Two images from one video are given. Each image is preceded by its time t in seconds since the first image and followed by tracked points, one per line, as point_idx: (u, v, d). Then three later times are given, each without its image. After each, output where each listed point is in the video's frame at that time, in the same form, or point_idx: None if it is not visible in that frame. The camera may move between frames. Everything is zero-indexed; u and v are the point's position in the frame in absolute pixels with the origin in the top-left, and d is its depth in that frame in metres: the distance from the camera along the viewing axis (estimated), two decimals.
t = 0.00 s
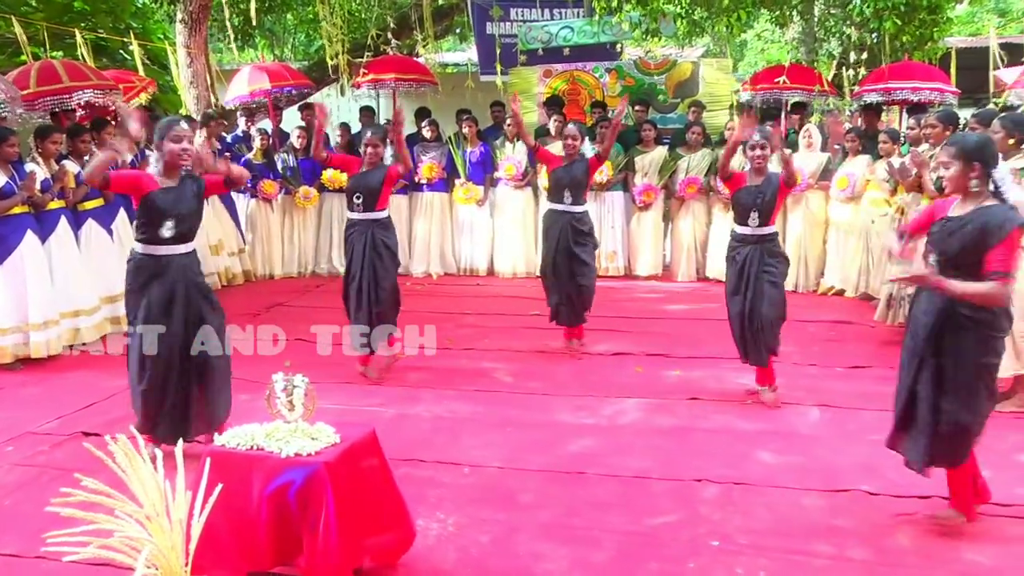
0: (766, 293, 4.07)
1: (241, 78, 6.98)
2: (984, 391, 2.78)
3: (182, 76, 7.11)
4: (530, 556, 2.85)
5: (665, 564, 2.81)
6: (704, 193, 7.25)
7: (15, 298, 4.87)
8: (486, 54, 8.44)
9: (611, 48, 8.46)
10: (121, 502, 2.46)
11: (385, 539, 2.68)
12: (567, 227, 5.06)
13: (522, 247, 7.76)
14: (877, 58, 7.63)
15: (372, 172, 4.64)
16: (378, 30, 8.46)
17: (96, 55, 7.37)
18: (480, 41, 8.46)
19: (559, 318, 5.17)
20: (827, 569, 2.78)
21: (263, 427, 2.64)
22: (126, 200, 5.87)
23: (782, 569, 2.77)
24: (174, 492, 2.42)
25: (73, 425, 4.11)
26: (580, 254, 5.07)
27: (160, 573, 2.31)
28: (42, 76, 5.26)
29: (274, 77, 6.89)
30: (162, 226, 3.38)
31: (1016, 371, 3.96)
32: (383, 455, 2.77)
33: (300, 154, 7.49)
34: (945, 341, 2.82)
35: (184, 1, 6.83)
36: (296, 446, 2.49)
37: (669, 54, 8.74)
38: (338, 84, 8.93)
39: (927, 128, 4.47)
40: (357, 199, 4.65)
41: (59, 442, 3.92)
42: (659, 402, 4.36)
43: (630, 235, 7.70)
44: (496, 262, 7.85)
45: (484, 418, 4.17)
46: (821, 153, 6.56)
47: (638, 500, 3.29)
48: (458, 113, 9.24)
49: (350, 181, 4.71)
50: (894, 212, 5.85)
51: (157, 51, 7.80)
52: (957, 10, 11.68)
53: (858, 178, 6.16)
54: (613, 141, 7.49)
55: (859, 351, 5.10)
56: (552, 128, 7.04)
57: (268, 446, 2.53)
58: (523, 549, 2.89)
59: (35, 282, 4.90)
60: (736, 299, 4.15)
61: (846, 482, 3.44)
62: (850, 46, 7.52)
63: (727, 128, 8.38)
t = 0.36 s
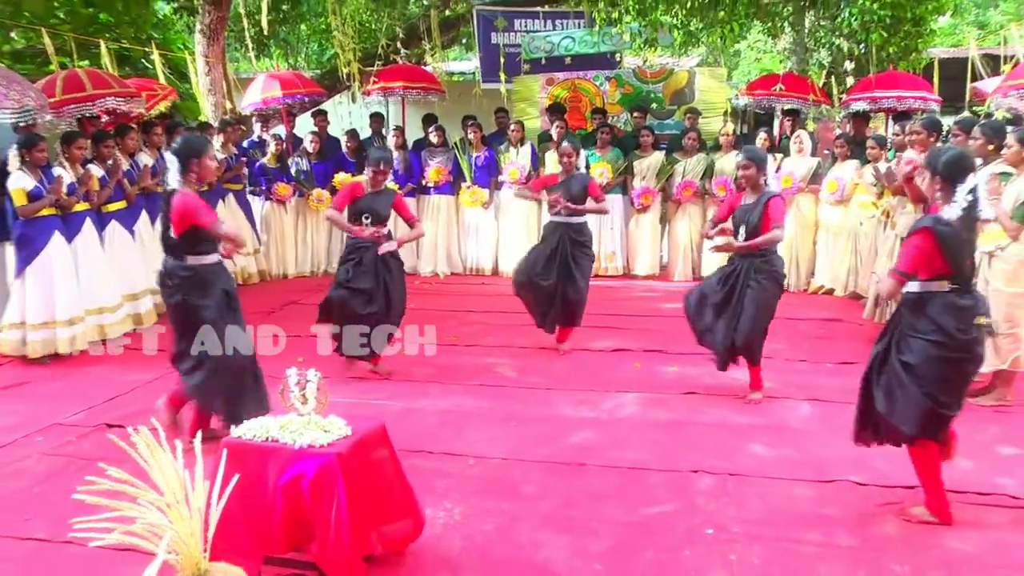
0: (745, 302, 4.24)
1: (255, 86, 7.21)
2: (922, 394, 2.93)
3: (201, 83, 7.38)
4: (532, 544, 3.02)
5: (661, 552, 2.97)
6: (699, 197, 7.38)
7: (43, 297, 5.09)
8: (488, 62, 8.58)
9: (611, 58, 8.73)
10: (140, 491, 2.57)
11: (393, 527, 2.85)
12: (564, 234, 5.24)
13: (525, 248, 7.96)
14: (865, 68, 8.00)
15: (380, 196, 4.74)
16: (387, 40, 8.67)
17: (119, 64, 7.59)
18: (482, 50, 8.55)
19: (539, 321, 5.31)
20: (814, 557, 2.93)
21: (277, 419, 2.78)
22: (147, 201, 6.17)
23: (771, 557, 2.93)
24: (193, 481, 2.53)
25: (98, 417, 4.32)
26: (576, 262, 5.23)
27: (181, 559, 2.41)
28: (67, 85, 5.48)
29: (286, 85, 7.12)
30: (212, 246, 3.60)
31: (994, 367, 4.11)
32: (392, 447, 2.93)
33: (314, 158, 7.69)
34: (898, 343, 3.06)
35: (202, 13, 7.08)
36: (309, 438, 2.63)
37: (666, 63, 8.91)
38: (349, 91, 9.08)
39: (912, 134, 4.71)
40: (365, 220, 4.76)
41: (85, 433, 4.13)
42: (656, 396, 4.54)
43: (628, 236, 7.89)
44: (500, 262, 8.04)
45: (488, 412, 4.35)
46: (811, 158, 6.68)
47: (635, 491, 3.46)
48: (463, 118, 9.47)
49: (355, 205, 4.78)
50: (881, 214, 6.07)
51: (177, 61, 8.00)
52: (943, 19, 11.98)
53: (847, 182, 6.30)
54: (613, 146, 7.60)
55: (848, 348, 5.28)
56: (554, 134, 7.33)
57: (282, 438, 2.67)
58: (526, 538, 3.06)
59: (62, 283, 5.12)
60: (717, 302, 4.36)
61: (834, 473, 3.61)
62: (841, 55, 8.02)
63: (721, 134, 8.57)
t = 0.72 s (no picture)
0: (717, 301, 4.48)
1: (268, 95, 7.45)
2: (887, 388, 3.14)
3: (216, 92, 7.67)
4: (532, 530, 3.17)
5: (655, 537, 3.10)
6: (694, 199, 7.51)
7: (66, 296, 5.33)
8: (489, 72, 8.94)
9: (605, 67, 8.97)
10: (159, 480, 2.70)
11: (398, 515, 3.01)
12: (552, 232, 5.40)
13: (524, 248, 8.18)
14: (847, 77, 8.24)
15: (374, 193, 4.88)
16: (394, 51, 8.86)
17: (139, 74, 7.82)
18: (485, 61, 8.95)
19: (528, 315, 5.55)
20: (802, 541, 3.06)
21: (288, 412, 2.96)
22: (165, 204, 6.39)
23: (763, 542, 3.05)
24: (208, 471, 2.63)
25: (117, 410, 4.53)
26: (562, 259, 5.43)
27: (197, 545, 2.48)
28: (89, 93, 5.71)
29: (297, 93, 7.35)
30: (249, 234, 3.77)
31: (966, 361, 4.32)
32: (397, 439, 3.09)
33: (324, 163, 7.91)
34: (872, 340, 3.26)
35: (218, 24, 7.40)
36: (318, 429, 2.80)
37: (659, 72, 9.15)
38: (358, 101, 9.30)
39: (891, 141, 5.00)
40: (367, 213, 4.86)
41: (105, 425, 4.33)
42: (650, 390, 4.74)
43: (623, 236, 8.09)
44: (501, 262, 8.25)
45: (489, 407, 4.54)
46: (797, 163, 6.91)
47: (630, 480, 3.62)
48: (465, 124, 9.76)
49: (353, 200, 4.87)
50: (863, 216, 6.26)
51: (194, 71, 8.23)
52: (922, 32, 12.41)
53: (831, 186, 6.54)
54: (609, 151, 7.91)
55: (834, 344, 5.48)
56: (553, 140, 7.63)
57: (293, 430, 2.84)
58: (526, 524, 3.22)
59: (84, 283, 5.36)
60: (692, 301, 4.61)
61: (820, 462, 3.76)
62: (825, 65, 8.25)
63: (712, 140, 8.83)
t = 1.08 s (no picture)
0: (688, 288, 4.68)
1: (267, 95, 7.48)
2: (912, 367, 3.22)
3: (215, 93, 7.67)
4: (528, 528, 3.20)
5: (651, 535, 3.12)
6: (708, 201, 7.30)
7: (66, 296, 5.35)
8: (485, 73, 8.97)
9: (601, 68, 8.88)
10: (158, 479, 2.71)
11: (395, 515, 3.03)
12: (530, 232, 5.46)
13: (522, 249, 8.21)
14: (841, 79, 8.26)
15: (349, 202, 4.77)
16: (392, 52, 8.93)
17: (138, 75, 7.84)
18: (482, 61, 8.97)
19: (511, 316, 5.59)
20: (796, 537, 3.08)
21: (286, 412, 2.98)
22: (164, 205, 6.40)
23: (757, 539, 3.08)
24: (206, 470, 2.65)
25: (117, 409, 4.55)
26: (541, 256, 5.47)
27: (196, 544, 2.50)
28: (87, 95, 5.72)
29: (295, 93, 7.36)
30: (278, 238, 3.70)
31: (960, 358, 4.36)
32: (394, 438, 3.12)
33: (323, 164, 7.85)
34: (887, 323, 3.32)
35: (217, 25, 7.43)
36: (316, 429, 2.82)
37: (655, 73, 9.18)
38: (355, 101, 9.31)
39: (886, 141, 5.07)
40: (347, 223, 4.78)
41: (104, 425, 4.35)
42: (646, 388, 4.78)
43: (619, 236, 8.13)
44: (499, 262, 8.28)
45: (486, 405, 4.57)
46: (791, 163, 6.99)
47: (626, 478, 3.64)
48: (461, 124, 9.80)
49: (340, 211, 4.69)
50: (857, 216, 6.19)
51: (193, 71, 8.22)
52: (915, 34, 12.49)
53: (826, 186, 6.59)
54: (605, 151, 7.97)
55: (829, 343, 5.51)
56: (550, 141, 7.68)
57: (291, 429, 2.86)
58: (523, 522, 3.25)
59: (84, 283, 5.38)
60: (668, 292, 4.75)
61: (815, 459, 3.79)
62: (819, 66, 8.27)
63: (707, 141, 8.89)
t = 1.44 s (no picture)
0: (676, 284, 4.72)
1: (259, 94, 7.46)
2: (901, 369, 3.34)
3: (206, 92, 7.68)
4: (519, 527, 3.20)
5: (642, 535, 3.12)
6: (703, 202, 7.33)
7: (56, 294, 5.33)
8: (477, 70, 8.91)
9: (593, 68, 9.01)
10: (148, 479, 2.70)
11: (384, 514, 3.03)
12: (508, 236, 5.49)
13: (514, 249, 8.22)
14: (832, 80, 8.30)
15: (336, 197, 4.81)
16: (383, 51, 8.82)
17: (129, 74, 7.81)
18: (472, 60, 8.90)
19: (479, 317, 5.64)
20: (786, 537, 3.09)
21: (277, 411, 2.97)
22: (155, 204, 6.38)
23: (747, 538, 3.08)
24: (196, 470, 2.64)
25: (107, 409, 4.53)
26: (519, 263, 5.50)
27: (186, 544, 2.49)
28: (78, 94, 5.69)
29: (287, 92, 7.33)
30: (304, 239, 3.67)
31: (950, 357, 4.39)
32: (385, 438, 3.11)
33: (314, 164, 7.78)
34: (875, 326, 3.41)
35: (209, 24, 7.42)
36: (307, 429, 2.81)
37: (648, 73, 9.19)
38: (347, 100, 9.30)
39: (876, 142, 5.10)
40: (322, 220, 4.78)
41: (95, 424, 4.34)
42: (637, 388, 4.78)
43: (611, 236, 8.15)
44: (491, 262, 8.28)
45: (478, 404, 4.57)
46: (783, 163, 7.03)
47: (617, 478, 3.65)
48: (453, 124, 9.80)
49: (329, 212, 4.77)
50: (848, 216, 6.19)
51: (184, 70, 8.17)
52: (905, 35, 12.54)
53: (817, 186, 6.60)
54: (597, 151, 7.98)
55: (820, 343, 5.53)
56: (542, 140, 7.69)
57: (282, 429, 2.85)
58: (514, 522, 3.24)
59: (74, 282, 5.36)
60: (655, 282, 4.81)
61: (805, 458, 3.80)
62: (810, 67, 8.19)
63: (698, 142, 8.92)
